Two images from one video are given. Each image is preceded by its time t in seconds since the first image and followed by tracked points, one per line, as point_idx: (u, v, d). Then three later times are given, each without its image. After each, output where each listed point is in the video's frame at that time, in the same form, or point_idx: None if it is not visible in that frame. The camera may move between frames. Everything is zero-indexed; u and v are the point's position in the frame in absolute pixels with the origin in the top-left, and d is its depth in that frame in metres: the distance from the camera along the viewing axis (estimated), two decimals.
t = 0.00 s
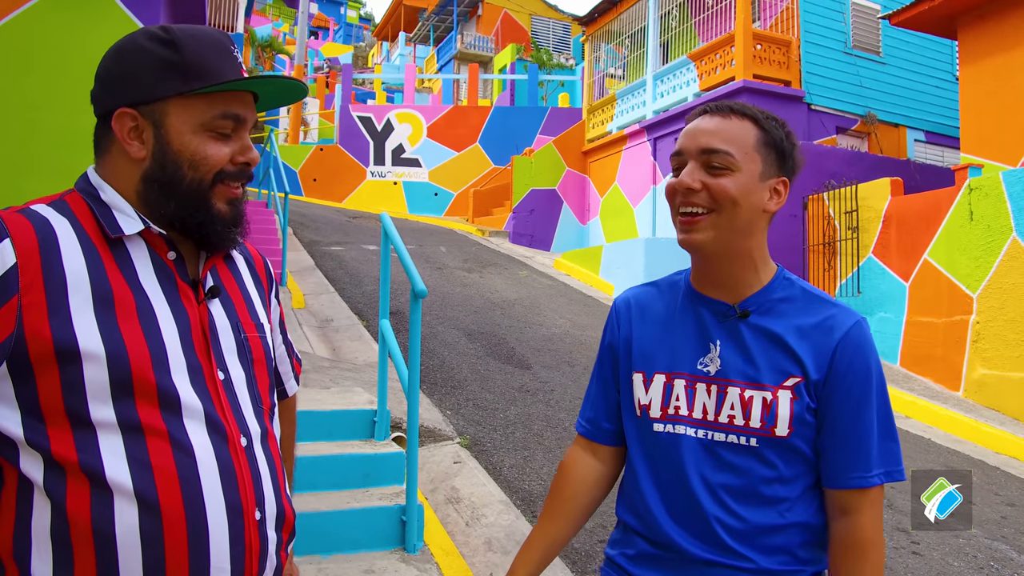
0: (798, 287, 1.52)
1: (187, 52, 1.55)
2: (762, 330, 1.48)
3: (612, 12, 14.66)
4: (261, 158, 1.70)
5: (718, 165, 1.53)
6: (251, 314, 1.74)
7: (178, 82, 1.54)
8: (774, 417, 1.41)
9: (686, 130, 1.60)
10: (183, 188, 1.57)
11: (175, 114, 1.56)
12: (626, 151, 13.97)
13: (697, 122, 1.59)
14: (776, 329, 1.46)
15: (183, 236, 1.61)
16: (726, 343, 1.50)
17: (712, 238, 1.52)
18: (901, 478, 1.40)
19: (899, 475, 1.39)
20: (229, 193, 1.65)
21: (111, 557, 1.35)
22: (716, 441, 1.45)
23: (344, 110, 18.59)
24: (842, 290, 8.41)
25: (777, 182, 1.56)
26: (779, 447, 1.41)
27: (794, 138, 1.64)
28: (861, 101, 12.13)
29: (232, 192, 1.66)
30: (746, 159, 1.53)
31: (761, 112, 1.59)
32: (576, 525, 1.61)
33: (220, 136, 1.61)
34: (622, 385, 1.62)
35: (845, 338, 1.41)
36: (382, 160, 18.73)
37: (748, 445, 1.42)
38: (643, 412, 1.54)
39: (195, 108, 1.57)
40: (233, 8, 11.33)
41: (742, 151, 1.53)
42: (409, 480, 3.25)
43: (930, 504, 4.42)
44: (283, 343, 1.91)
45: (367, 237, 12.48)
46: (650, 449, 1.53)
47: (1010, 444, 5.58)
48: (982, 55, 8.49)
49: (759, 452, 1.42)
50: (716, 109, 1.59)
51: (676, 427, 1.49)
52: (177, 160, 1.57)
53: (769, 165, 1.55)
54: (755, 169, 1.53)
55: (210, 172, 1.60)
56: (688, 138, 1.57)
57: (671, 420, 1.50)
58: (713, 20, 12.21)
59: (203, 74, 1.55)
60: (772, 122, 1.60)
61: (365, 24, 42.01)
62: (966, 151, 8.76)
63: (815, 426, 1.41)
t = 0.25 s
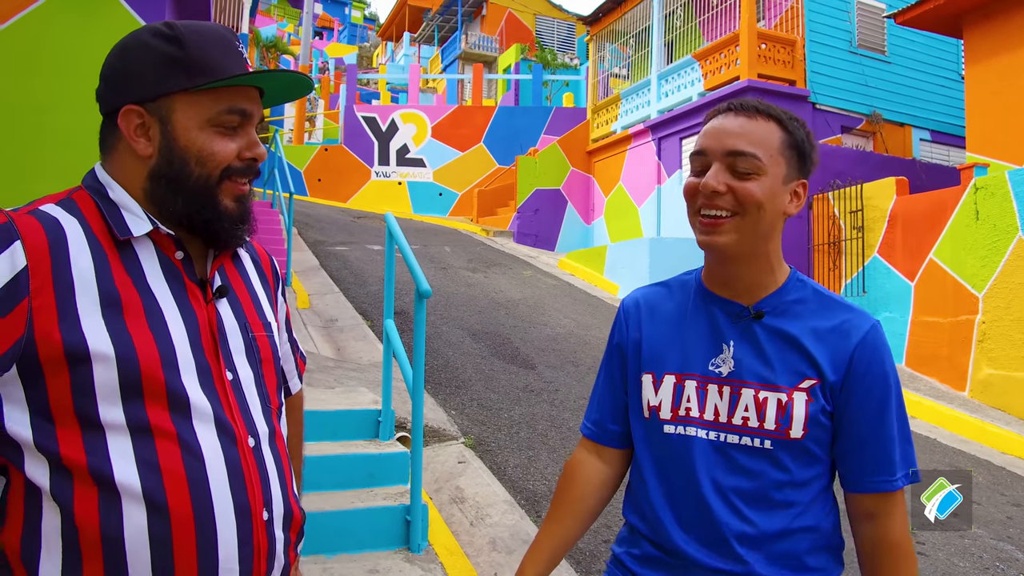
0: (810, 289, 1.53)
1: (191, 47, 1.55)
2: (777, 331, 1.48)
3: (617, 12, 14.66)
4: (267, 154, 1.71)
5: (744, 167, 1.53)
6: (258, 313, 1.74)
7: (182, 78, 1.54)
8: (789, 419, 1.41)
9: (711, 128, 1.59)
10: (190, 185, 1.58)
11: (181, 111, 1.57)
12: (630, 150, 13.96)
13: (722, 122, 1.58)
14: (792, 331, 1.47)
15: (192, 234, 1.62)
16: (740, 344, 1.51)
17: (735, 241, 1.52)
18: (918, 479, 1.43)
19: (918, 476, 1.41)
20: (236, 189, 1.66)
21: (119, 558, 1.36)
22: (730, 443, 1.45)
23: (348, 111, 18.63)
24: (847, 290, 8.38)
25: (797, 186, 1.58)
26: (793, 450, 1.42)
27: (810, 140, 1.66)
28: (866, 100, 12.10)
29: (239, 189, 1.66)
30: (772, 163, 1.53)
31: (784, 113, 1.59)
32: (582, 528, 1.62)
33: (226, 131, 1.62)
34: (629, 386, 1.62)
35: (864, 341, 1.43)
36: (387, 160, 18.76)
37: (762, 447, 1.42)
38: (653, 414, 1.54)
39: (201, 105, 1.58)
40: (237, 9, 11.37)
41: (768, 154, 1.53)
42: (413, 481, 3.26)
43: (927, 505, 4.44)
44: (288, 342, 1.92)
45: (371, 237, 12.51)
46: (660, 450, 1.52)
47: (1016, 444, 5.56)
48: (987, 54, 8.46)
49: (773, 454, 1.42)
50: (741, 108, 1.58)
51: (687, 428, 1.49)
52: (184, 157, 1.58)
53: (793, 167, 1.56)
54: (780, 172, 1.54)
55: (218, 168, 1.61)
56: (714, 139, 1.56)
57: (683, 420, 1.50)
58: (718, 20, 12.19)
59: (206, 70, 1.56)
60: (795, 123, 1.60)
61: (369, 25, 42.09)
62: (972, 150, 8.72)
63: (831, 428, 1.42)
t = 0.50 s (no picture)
0: (784, 285, 1.53)
1: (190, 45, 1.55)
2: (752, 328, 1.47)
3: (618, 12, 14.65)
4: (267, 153, 1.70)
5: (730, 174, 1.51)
6: (261, 312, 1.74)
7: (182, 75, 1.54)
8: (764, 417, 1.41)
9: (695, 130, 1.54)
10: (191, 183, 1.58)
11: (182, 109, 1.57)
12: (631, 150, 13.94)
13: (708, 124, 1.54)
14: (767, 329, 1.46)
15: (191, 233, 1.62)
16: (715, 342, 1.49)
17: (719, 249, 1.51)
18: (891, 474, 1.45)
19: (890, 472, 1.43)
20: (236, 188, 1.65)
21: (115, 557, 1.35)
22: (705, 442, 1.43)
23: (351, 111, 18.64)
24: (849, 290, 8.34)
25: (777, 189, 1.57)
26: (768, 449, 1.41)
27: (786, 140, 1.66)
28: (868, 99, 12.07)
29: (240, 187, 1.66)
30: (756, 169, 1.52)
31: (767, 115, 1.57)
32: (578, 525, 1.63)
33: (225, 129, 1.62)
34: (603, 382, 1.59)
35: (838, 339, 1.43)
36: (389, 160, 18.75)
37: (737, 446, 1.41)
38: (625, 412, 1.51)
39: (200, 103, 1.58)
40: (239, 10, 11.37)
41: (754, 161, 1.51)
42: (412, 481, 3.25)
43: (931, 504, 4.54)
44: (295, 340, 1.90)
45: (373, 237, 12.50)
46: (632, 449, 1.50)
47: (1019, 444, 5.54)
48: (990, 53, 8.43)
49: (747, 453, 1.41)
50: (727, 109, 1.54)
51: (661, 426, 1.47)
52: (184, 155, 1.57)
53: (775, 172, 1.56)
54: (764, 178, 1.53)
55: (218, 166, 1.60)
56: (700, 144, 1.52)
57: (656, 419, 1.48)
58: (719, 20, 12.17)
59: (205, 67, 1.56)
60: (777, 125, 1.59)
61: (371, 25, 42.11)
62: (974, 149, 8.70)
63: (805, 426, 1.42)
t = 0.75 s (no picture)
0: (745, 283, 1.51)
1: (187, 45, 1.53)
2: (717, 328, 1.45)
3: (618, 11, 14.62)
4: (264, 154, 1.67)
5: (698, 187, 1.47)
6: (256, 316, 1.69)
7: (178, 76, 1.52)
8: (730, 418, 1.39)
9: (661, 139, 1.49)
10: (186, 185, 1.54)
11: (177, 111, 1.54)
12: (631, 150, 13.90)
13: (674, 133, 1.48)
14: (731, 328, 1.44)
15: (186, 235, 1.59)
16: (680, 343, 1.46)
17: (687, 262, 1.49)
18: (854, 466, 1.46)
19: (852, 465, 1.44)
20: (233, 189, 1.62)
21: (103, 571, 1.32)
22: (672, 444, 1.41)
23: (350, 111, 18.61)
24: (850, 290, 8.27)
25: (742, 194, 1.55)
26: (736, 449, 1.39)
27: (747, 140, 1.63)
28: (869, 99, 12.04)
29: (236, 188, 1.62)
30: (723, 180, 1.49)
31: (733, 120, 1.53)
32: (550, 519, 1.61)
33: (221, 130, 1.59)
34: (566, 384, 1.55)
35: (800, 337, 1.42)
36: (388, 160, 18.73)
37: (704, 447, 1.39)
38: (590, 415, 1.47)
39: (195, 104, 1.55)
40: (238, 10, 11.34)
41: (721, 172, 1.48)
42: (409, 483, 3.23)
43: (930, 503, 4.56)
44: (295, 343, 1.87)
45: (372, 237, 12.47)
46: (597, 451, 1.47)
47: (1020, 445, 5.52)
48: (991, 52, 8.40)
49: (714, 454, 1.39)
50: (693, 117, 1.49)
51: (627, 430, 1.44)
52: (179, 157, 1.54)
53: (741, 178, 1.53)
54: (730, 188, 1.50)
55: (214, 168, 1.57)
56: (667, 155, 1.47)
57: (621, 422, 1.45)
58: (720, 19, 12.13)
59: (203, 67, 1.53)
60: (742, 128, 1.55)
61: (371, 24, 42.11)
62: (975, 149, 8.67)
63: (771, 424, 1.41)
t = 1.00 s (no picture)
0: (721, 286, 1.48)
1: (170, 44, 1.49)
2: (697, 335, 1.41)
3: (618, 10, 14.58)
4: (249, 158, 1.63)
5: (676, 198, 1.41)
6: (239, 322, 1.65)
7: (161, 76, 1.47)
8: (715, 427, 1.35)
9: (637, 146, 1.42)
10: (167, 190, 1.50)
11: (157, 112, 1.49)
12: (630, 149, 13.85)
13: (650, 141, 1.41)
14: (711, 334, 1.40)
15: (166, 240, 1.54)
16: (658, 351, 1.41)
17: (664, 274, 1.44)
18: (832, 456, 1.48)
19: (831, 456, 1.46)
20: (216, 194, 1.58)
21: None
22: (657, 455, 1.36)
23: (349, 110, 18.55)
24: (850, 290, 8.23)
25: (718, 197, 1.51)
26: (720, 457, 1.36)
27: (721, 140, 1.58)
28: (868, 98, 12.00)
29: (219, 194, 1.58)
30: (702, 189, 1.43)
31: (710, 123, 1.47)
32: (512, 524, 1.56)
33: (205, 134, 1.54)
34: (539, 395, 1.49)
35: (785, 343, 1.39)
36: (387, 160, 18.67)
37: (690, 457, 1.35)
38: (564, 427, 1.42)
39: (177, 106, 1.50)
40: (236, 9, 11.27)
41: (699, 181, 1.42)
42: (404, 487, 3.18)
43: (930, 503, 4.55)
44: (279, 349, 1.83)
45: (371, 237, 12.41)
46: (573, 463, 1.42)
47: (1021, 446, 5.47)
48: (991, 51, 8.36)
49: (700, 463, 1.36)
50: (671, 123, 1.42)
51: (606, 443, 1.38)
52: (160, 161, 1.50)
53: (718, 183, 1.48)
54: (708, 195, 1.45)
55: (195, 172, 1.52)
56: (644, 165, 1.41)
57: (599, 434, 1.39)
58: (719, 18, 12.08)
59: (187, 67, 1.49)
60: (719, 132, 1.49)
61: (370, 24, 42.08)
62: (975, 149, 8.62)
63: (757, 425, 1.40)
